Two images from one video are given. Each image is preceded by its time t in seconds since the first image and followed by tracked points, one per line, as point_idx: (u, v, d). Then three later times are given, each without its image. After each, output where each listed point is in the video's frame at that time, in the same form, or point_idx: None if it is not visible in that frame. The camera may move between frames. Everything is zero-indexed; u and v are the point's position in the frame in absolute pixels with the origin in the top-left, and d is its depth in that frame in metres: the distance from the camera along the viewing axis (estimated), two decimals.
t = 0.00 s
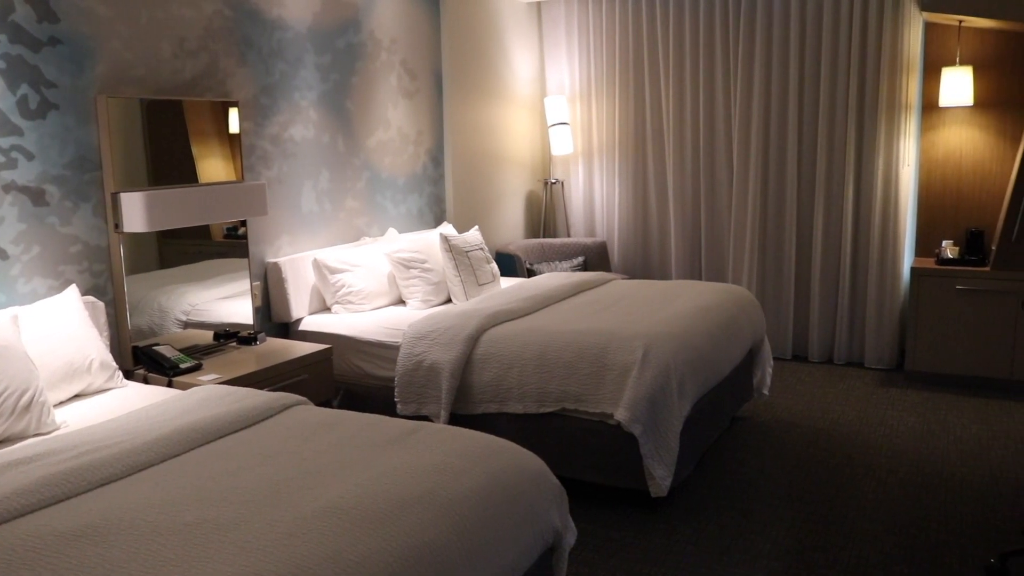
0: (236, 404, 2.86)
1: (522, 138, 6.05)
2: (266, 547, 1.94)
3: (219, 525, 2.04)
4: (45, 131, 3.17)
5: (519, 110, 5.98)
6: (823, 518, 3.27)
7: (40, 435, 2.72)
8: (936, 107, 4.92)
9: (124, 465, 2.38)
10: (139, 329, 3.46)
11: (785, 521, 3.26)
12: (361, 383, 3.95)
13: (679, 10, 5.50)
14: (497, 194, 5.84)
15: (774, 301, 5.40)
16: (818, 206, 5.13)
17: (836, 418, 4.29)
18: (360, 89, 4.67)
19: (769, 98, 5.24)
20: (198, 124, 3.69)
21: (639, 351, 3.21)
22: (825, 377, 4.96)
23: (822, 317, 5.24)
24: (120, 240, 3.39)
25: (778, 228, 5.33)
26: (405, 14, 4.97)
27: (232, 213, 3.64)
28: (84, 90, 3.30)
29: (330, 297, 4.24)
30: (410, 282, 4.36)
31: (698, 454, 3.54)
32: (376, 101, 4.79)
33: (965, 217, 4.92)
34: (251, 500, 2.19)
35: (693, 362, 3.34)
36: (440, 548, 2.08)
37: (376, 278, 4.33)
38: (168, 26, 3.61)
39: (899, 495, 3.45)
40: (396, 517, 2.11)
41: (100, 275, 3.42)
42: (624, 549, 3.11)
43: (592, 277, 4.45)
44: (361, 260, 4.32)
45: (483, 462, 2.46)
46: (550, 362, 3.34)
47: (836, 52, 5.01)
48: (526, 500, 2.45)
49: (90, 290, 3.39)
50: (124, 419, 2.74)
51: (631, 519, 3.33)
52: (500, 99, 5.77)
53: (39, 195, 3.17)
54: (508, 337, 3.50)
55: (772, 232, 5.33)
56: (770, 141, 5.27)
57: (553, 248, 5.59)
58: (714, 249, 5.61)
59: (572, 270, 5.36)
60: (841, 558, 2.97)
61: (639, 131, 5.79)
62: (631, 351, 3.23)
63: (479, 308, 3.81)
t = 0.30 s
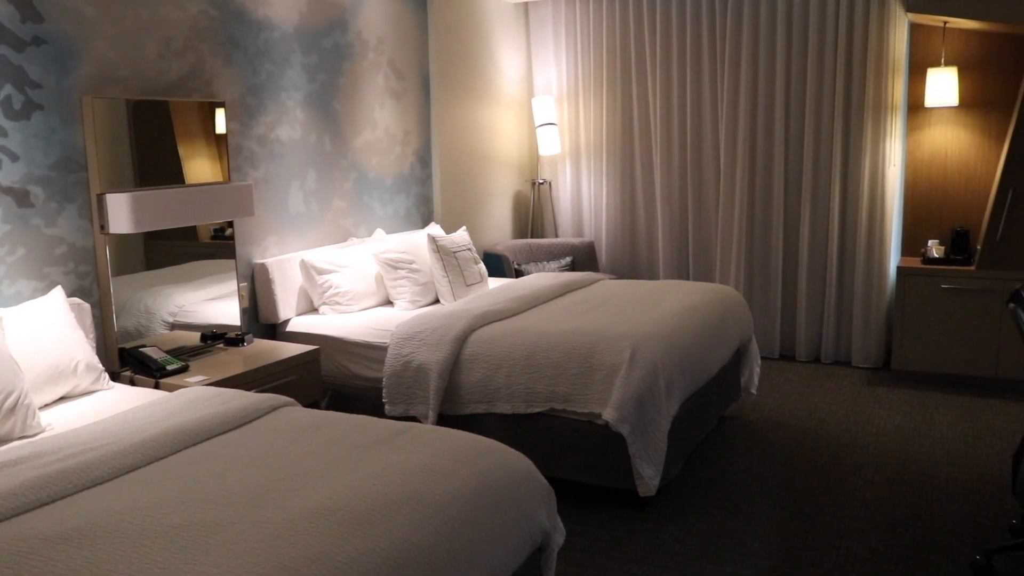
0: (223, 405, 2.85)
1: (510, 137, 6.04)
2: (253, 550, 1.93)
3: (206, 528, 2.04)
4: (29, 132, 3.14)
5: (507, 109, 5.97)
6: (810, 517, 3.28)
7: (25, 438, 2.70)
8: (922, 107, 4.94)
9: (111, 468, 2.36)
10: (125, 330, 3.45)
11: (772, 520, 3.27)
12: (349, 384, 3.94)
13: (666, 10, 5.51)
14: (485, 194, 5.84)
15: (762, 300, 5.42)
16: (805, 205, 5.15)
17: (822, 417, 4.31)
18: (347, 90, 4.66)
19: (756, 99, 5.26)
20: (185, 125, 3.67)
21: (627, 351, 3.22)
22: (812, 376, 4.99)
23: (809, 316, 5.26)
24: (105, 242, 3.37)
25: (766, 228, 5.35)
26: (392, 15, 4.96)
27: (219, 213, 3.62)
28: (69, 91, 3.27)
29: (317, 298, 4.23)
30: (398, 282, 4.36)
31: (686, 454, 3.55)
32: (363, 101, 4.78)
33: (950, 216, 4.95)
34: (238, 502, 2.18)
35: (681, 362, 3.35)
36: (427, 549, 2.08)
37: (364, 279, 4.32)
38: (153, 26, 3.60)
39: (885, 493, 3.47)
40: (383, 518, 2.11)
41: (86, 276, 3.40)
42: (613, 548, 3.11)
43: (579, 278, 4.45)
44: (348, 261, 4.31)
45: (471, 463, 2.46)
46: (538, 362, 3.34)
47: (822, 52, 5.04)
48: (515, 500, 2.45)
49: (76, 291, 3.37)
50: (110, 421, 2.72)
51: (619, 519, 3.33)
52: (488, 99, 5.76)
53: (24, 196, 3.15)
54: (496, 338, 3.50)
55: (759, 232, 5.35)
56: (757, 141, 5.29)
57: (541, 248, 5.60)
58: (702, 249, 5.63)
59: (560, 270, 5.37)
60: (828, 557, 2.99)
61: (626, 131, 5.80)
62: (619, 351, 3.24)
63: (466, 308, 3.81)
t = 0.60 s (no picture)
0: (210, 407, 2.84)
1: (497, 138, 6.04)
2: (240, 552, 1.92)
3: (191, 530, 2.03)
4: (13, 132, 3.12)
5: (494, 110, 5.97)
6: (796, 516, 3.29)
7: (9, 441, 2.69)
8: (907, 107, 4.97)
9: (96, 470, 2.35)
10: (111, 332, 3.43)
11: (759, 519, 3.27)
12: (336, 385, 3.93)
13: (653, 12, 5.52)
14: (473, 195, 5.84)
15: (749, 300, 5.44)
16: (792, 206, 5.17)
17: (809, 416, 4.33)
18: (334, 90, 4.65)
19: (742, 100, 5.28)
20: (172, 125, 3.66)
21: (614, 350, 3.22)
22: (799, 375, 5.01)
23: (796, 316, 5.28)
24: (91, 243, 3.35)
25: (752, 228, 5.37)
26: (378, 15, 4.96)
27: (205, 214, 3.61)
28: (53, 91, 3.25)
29: (305, 299, 4.23)
30: (385, 283, 4.35)
31: (673, 453, 3.56)
32: (350, 102, 4.78)
33: (936, 215, 4.98)
34: (224, 503, 2.17)
35: (668, 361, 3.36)
36: (415, 550, 2.07)
37: (351, 279, 4.32)
38: (139, 26, 3.58)
39: (872, 491, 3.48)
40: (370, 519, 2.10)
41: (71, 278, 3.37)
42: (602, 548, 3.12)
43: (567, 278, 4.46)
44: (335, 262, 4.31)
45: (459, 463, 2.46)
46: (526, 363, 3.34)
47: (809, 53, 5.06)
48: (503, 500, 2.45)
49: (61, 293, 3.35)
50: (96, 423, 2.71)
51: (607, 518, 3.34)
52: (475, 100, 5.76)
53: (9, 197, 3.13)
54: (483, 338, 3.50)
55: (746, 232, 5.37)
56: (743, 141, 5.31)
57: (528, 248, 5.60)
58: (689, 249, 5.65)
59: (547, 270, 5.37)
60: (816, 555, 3.00)
61: (613, 132, 5.81)
62: (606, 351, 3.24)
63: (454, 309, 3.80)
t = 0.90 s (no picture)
0: (196, 408, 2.82)
1: (484, 138, 6.03)
2: (226, 554, 1.92)
3: (177, 532, 2.02)
4: None
5: (481, 110, 5.97)
6: (783, 515, 3.31)
7: None
8: (892, 108, 5.00)
9: (81, 473, 2.34)
10: (97, 334, 3.42)
11: (747, 518, 3.28)
12: (324, 386, 3.92)
13: (639, 12, 5.54)
14: (460, 196, 5.84)
15: (735, 300, 5.46)
16: (778, 206, 5.20)
17: (796, 415, 4.35)
18: (321, 91, 4.64)
19: (729, 100, 5.29)
20: (157, 126, 3.65)
21: (602, 351, 3.23)
22: (785, 375, 5.03)
23: (782, 316, 5.31)
24: (76, 244, 3.33)
25: (739, 229, 5.39)
26: (365, 16, 4.95)
27: (192, 215, 3.60)
28: (38, 91, 3.23)
29: (292, 300, 4.22)
30: (373, 284, 4.35)
31: (660, 453, 3.57)
32: (337, 103, 4.77)
33: (921, 215, 5.01)
34: (210, 505, 2.16)
35: (655, 361, 3.36)
36: (403, 550, 2.07)
37: (338, 280, 4.31)
38: (125, 26, 3.57)
39: (858, 490, 3.50)
40: (358, 520, 2.10)
41: (57, 279, 3.35)
42: (590, 548, 3.12)
43: (554, 278, 4.47)
44: (322, 263, 4.30)
45: (447, 464, 2.46)
46: (513, 363, 3.35)
47: (794, 54, 5.08)
48: (490, 500, 2.45)
49: (46, 294, 3.33)
50: (81, 425, 2.69)
51: (594, 518, 3.34)
52: (462, 100, 5.76)
53: None
54: (470, 339, 3.50)
55: (732, 232, 5.39)
56: (730, 142, 5.33)
57: (515, 249, 5.60)
58: (676, 249, 5.66)
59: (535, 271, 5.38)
60: (803, 554, 3.01)
61: (600, 132, 5.82)
62: (594, 351, 3.25)
63: (441, 309, 3.80)
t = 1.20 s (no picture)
0: (182, 410, 2.81)
1: (471, 138, 6.03)
2: (213, 556, 1.91)
3: (164, 534, 2.01)
4: None
5: (468, 111, 5.96)
6: (770, 514, 3.32)
7: None
8: (878, 108, 5.02)
9: (67, 476, 2.33)
10: (83, 335, 3.40)
11: (735, 517, 3.30)
12: (311, 387, 3.91)
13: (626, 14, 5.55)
14: (448, 196, 5.83)
15: (723, 300, 5.48)
16: (765, 206, 5.21)
17: (783, 414, 4.36)
18: (307, 91, 4.63)
19: (715, 101, 5.31)
20: (143, 127, 3.64)
21: (590, 351, 3.23)
22: (772, 374, 5.05)
23: (770, 315, 5.33)
24: (61, 246, 3.31)
25: (726, 229, 5.40)
26: (352, 16, 4.94)
27: (178, 216, 3.58)
28: (22, 91, 3.21)
29: (279, 301, 4.21)
30: (360, 285, 4.34)
31: (648, 453, 3.57)
32: (324, 103, 4.76)
33: (906, 214, 5.04)
34: (197, 507, 2.16)
35: (643, 361, 3.37)
36: (391, 551, 2.07)
37: (325, 281, 4.30)
38: (110, 26, 3.55)
39: (845, 489, 3.52)
40: (346, 521, 2.10)
41: (41, 281, 3.33)
42: (578, 548, 3.13)
43: (541, 279, 4.48)
44: (310, 264, 4.29)
45: (434, 464, 2.46)
46: (501, 363, 3.35)
47: (781, 55, 5.11)
48: (478, 501, 2.45)
49: (31, 296, 3.30)
50: (66, 427, 2.68)
51: (583, 519, 3.35)
52: (449, 101, 5.76)
53: None
54: (458, 339, 3.49)
55: (720, 233, 5.41)
56: (717, 143, 5.35)
57: (502, 249, 5.60)
58: (663, 249, 5.67)
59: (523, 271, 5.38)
60: (791, 553, 3.02)
61: (587, 133, 5.82)
62: (582, 351, 3.25)
63: (429, 310, 3.80)
